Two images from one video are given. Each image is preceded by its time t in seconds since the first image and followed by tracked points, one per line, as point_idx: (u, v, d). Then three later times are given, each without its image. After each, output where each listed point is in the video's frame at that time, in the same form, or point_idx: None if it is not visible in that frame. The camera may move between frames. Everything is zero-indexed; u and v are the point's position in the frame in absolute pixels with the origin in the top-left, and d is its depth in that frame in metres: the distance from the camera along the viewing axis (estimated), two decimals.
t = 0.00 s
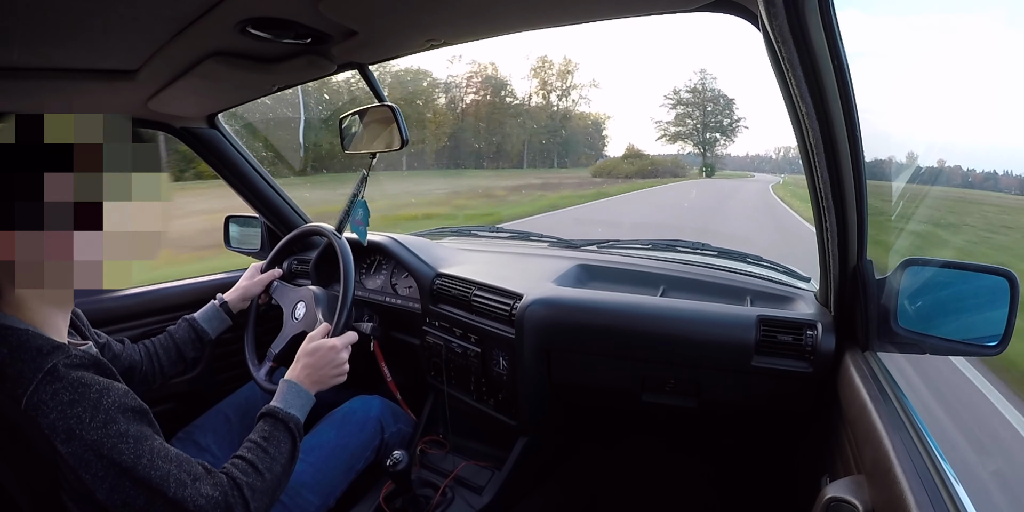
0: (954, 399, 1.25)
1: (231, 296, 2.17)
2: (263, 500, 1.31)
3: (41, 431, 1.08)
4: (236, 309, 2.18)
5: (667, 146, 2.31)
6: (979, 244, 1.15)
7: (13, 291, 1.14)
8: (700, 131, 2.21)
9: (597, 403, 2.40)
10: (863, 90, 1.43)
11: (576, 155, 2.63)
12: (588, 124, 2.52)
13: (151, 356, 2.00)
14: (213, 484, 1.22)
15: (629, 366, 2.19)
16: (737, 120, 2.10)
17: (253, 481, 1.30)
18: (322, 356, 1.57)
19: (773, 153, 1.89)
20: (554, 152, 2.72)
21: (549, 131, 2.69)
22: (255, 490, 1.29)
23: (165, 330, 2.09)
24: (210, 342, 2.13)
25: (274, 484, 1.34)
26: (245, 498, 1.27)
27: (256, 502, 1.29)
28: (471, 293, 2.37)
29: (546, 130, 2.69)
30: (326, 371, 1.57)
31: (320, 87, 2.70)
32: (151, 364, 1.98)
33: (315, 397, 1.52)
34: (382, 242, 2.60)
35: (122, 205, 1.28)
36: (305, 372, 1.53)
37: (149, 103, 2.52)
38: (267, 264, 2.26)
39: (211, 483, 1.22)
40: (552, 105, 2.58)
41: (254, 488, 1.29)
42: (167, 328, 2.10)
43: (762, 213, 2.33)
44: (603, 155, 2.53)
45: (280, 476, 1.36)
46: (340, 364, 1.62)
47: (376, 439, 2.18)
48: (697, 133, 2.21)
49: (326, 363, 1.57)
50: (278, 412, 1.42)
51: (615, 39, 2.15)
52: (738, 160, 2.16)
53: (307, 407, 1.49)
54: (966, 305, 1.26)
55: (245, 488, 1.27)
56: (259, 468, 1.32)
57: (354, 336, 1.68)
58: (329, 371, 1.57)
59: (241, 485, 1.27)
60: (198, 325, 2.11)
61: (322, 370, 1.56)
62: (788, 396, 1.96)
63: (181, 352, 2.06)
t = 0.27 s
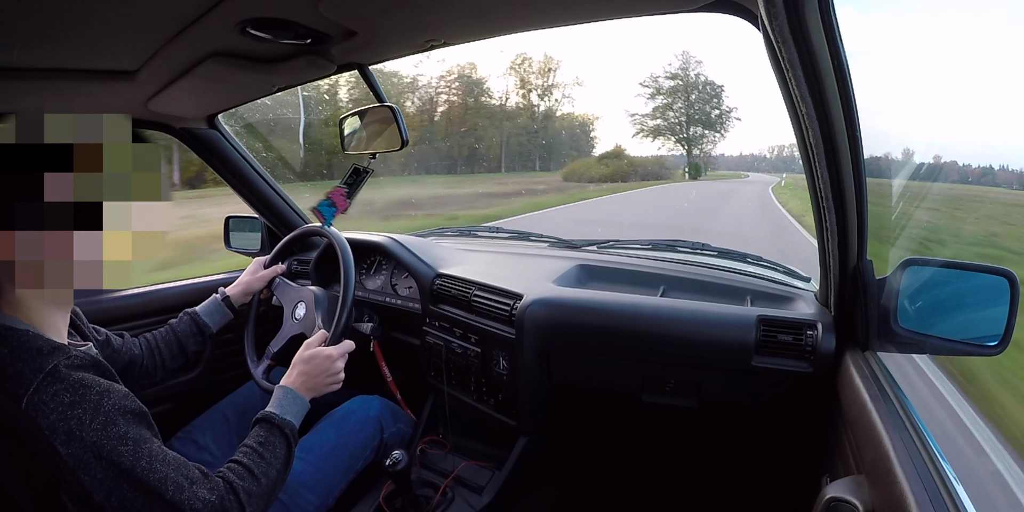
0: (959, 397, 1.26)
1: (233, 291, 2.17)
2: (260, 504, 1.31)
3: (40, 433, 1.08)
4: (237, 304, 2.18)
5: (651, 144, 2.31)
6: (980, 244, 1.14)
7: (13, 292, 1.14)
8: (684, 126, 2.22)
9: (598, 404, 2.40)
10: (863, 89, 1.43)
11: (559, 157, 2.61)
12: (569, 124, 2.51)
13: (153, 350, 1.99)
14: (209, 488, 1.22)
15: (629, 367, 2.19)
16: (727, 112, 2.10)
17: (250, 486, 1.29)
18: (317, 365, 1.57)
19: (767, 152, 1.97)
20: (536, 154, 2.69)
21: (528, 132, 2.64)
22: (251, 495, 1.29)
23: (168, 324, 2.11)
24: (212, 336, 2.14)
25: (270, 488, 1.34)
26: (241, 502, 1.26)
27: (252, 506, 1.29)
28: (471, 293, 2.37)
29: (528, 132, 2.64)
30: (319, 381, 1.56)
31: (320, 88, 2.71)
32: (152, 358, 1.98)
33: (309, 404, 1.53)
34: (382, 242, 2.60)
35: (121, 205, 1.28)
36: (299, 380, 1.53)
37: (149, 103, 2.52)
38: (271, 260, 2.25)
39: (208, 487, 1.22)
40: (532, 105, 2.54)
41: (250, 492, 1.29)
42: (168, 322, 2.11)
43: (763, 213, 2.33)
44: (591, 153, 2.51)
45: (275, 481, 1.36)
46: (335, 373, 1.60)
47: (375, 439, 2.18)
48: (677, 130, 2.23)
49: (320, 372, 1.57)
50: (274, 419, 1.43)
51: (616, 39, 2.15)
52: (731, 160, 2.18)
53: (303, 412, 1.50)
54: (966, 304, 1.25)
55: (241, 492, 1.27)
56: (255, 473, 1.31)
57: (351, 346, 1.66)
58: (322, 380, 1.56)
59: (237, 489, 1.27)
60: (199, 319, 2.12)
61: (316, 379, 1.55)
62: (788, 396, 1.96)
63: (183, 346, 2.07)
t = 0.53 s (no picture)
0: (954, 399, 1.24)
1: (231, 293, 2.17)
2: (260, 502, 1.31)
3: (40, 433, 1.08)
4: (236, 306, 2.18)
5: (621, 139, 2.25)
6: (980, 243, 1.14)
7: (13, 291, 1.14)
8: (657, 117, 2.15)
9: (598, 404, 2.40)
10: (863, 89, 1.43)
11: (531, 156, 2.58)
12: (546, 123, 2.46)
13: (152, 353, 1.99)
14: (209, 487, 1.22)
15: (629, 366, 2.19)
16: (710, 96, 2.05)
17: (250, 484, 1.29)
18: (318, 362, 1.57)
19: (757, 151, 2.02)
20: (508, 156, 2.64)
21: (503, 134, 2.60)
22: (251, 493, 1.29)
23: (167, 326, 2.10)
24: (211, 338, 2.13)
25: (270, 487, 1.34)
26: (242, 501, 1.26)
27: (253, 505, 1.29)
28: (471, 293, 2.37)
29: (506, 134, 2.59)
30: (321, 378, 1.56)
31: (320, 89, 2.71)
32: (151, 361, 1.98)
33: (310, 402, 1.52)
34: (382, 242, 2.60)
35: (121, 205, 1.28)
36: (300, 377, 1.53)
37: (149, 103, 2.52)
38: (269, 261, 2.25)
39: (208, 486, 1.22)
40: (507, 105, 2.51)
41: (250, 491, 1.28)
42: (168, 325, 2.11)
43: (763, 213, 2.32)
44: (573, 151, 2.44)
45: (276, 480, 1.36)
46: (336, 370, 1.61)
47: (375, 438, 2.18)
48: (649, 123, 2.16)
49: (322, 369, 1.57)
50: (275, 417, 1.42)
51: (616, 39, 2.15)
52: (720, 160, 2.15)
53: (305, 410, 1.50)
54: (966, 304, 1.26)
55: (241, 490, 1.27)
56: (256, 471, 1.31)
57: (352, 343, 1.67)
58: (324, 376, 1.57)
59: (237, 487, 1.27)
60: (198, 322, 2.11)
61: (318, 376, 1.56)
62: (788, 396, 1.96)
63: (182, 349, 2.07)
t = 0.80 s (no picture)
0: (951, 401, 1.24)
1: (229, 303, 2.17)
2: (267, 495, 1.32)
3: (42, 432, 1.07)
4: (235, 315, 2.18)
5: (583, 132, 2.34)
6: (980, 244, 1.14)
7: (13, 291, 1.15)
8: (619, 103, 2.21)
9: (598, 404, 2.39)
10: (863, 90, 1.42)
11: (513, 155, 2.59)
12: (527, 125, 2.50)
13: (149, 362, 1.99)
14: (214, 480, 1.23)
15: (629, 366, 2.19)
16: (685, 73, 2.06)
17: (256, 476, 1.30)
18: (326, 348, 1.58)
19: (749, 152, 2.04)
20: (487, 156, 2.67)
21: (484, 134, 2.63)
22: (258, 485, 1.30)
23: (164, 336, 2.10)
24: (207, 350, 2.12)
25: (277, 478, 1.34)
26: (248, 494, 1.27)
27: (259, 497, 1.29)
28: (471, 292, 2.37)
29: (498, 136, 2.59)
30: (330, 363, 1.57)
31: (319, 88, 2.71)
32: (147, 371, 1.98)
33: (320, 389, 1.53)
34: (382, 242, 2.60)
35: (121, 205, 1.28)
36: (308, 365, 1.53)
37: (149, 103, 2.52)
38: (263, 268, 2.26)
39: (213, 480, 1.23)
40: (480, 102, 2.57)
41: (256, 482, 1.29)
42: (164, 335, 2.10)
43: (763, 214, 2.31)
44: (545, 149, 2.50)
45: (284, 471, 1.36)
46: (344, 355, 1.62)
47: (375, 439, 2.18)
48: (618, 110, 2.21)
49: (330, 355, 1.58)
50: (282, 407, 1.42)
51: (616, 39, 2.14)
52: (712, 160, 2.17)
53: (312, 399, 1.50)
54: (966, 304, 1.26)
55: (247, 482, 1.28)
56: (263, 463, 1.32)
57: (357, 326, 1.68)
58: (332, 362, 1.57)
59: (243, 479, 1.28)
60: (195, 332, 2.11)
61: (327, 362, 1.56)
62: (788, 396, 1.96)
63: (178, 360, 2.06)
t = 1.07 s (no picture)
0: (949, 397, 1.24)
1: (227, 310, 2.17)
2: (273, 487, 1.32)
3: (39, 433, 1.07)
4: (233, 322, 2.19)
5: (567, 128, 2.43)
6: (980, 244, 1.15)
7: (13, 290, 1.14)
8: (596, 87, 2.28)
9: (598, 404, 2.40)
10: (863, 90, 1.42)
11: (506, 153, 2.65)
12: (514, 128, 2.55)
13: (147, 366, 2.00)
14: (219, 473, 1.23)
15: (629, 366, 2.19)
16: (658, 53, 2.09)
17: (261, 468, 1.30)
18: (330, 337, 1.61)
19: (746, 150, 2.03)
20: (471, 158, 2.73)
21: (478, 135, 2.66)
22: (263, 477, 1.30)
23: (162, 341, 2.10)
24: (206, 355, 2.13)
25: (283, 470, 1.34)
26: (253, 486, 1.27)
27: (265, 489, 1.29)
28: (471, 292, 2.37)
29: (497, 138, 2.62)
30: (335, 352, 1.59)
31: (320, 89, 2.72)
32: (145, 374, 1.98)
33: (326, 380, 1.52)
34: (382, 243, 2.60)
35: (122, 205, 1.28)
36: (313, 356, 1.54)
37: (149, 103, 2.52)
38: (261, 275, 2.26)
39: (217, 472, 1.22)
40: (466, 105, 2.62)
41: (262, 474, 1.29)
42: (162, 340, 2.10)
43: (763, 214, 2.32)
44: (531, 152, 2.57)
45: (290, 463, 1.36)
46: (348, 344, 1.65)
47: (376, 439, 2.18)
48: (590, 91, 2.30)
49: (334, 344, 1.60)
50: (287, 398, 1.42)
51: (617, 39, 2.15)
52: (710, 160, 2.17)
53: (318, 391, 1.50)
54: (966, 304, 1.26)
55: (252, 474, 1.28)
56: (268, 455, 1.32)
57: (360, 315, 1.73)
58: (337, 351, 1.60)
59: (248, 472, 1.27)
60: (193, 337, 2.11)
61: (332, 351, 1.58)
62: (788, 396, 1.96)
63: (176, 364, 2.05)
